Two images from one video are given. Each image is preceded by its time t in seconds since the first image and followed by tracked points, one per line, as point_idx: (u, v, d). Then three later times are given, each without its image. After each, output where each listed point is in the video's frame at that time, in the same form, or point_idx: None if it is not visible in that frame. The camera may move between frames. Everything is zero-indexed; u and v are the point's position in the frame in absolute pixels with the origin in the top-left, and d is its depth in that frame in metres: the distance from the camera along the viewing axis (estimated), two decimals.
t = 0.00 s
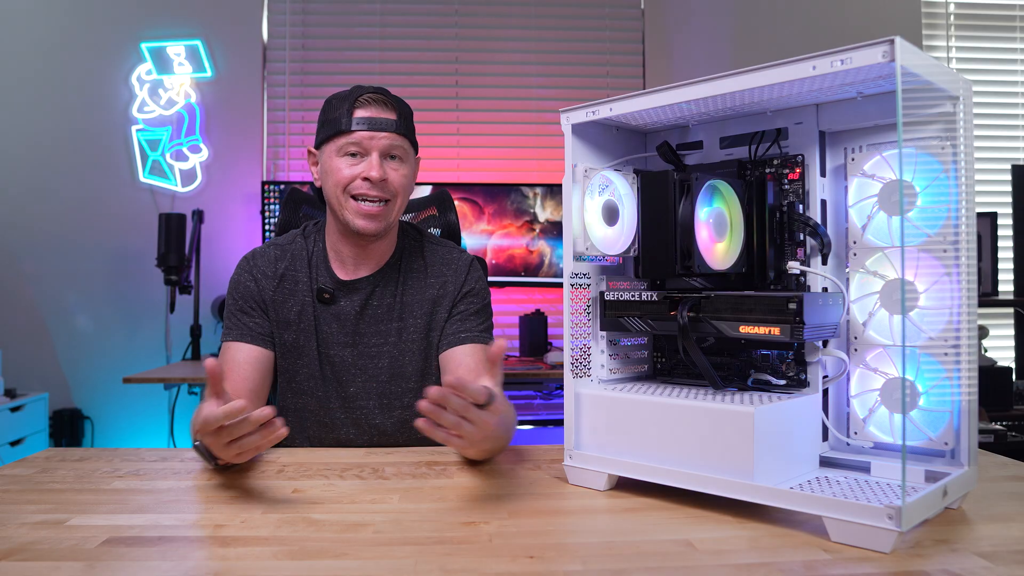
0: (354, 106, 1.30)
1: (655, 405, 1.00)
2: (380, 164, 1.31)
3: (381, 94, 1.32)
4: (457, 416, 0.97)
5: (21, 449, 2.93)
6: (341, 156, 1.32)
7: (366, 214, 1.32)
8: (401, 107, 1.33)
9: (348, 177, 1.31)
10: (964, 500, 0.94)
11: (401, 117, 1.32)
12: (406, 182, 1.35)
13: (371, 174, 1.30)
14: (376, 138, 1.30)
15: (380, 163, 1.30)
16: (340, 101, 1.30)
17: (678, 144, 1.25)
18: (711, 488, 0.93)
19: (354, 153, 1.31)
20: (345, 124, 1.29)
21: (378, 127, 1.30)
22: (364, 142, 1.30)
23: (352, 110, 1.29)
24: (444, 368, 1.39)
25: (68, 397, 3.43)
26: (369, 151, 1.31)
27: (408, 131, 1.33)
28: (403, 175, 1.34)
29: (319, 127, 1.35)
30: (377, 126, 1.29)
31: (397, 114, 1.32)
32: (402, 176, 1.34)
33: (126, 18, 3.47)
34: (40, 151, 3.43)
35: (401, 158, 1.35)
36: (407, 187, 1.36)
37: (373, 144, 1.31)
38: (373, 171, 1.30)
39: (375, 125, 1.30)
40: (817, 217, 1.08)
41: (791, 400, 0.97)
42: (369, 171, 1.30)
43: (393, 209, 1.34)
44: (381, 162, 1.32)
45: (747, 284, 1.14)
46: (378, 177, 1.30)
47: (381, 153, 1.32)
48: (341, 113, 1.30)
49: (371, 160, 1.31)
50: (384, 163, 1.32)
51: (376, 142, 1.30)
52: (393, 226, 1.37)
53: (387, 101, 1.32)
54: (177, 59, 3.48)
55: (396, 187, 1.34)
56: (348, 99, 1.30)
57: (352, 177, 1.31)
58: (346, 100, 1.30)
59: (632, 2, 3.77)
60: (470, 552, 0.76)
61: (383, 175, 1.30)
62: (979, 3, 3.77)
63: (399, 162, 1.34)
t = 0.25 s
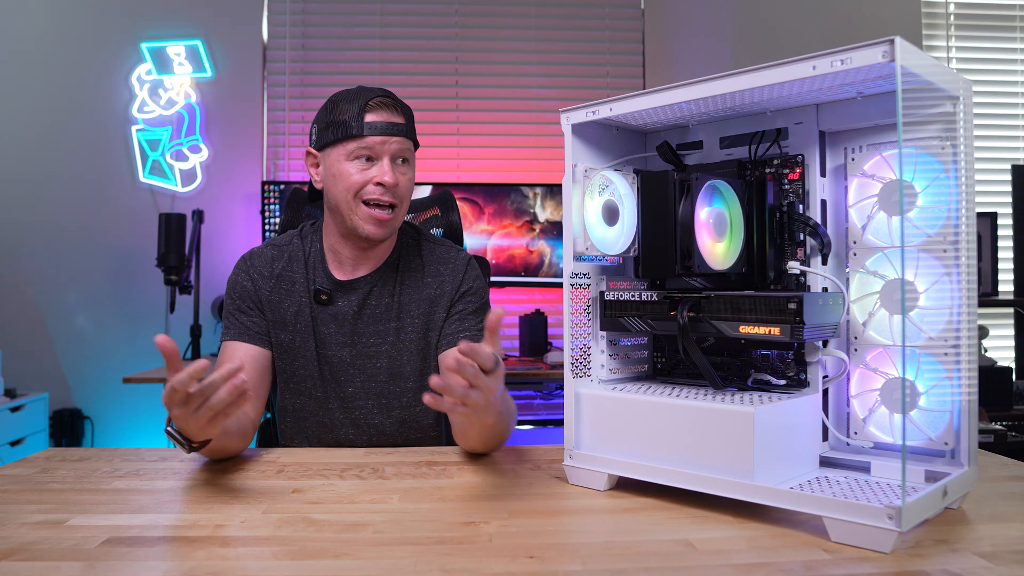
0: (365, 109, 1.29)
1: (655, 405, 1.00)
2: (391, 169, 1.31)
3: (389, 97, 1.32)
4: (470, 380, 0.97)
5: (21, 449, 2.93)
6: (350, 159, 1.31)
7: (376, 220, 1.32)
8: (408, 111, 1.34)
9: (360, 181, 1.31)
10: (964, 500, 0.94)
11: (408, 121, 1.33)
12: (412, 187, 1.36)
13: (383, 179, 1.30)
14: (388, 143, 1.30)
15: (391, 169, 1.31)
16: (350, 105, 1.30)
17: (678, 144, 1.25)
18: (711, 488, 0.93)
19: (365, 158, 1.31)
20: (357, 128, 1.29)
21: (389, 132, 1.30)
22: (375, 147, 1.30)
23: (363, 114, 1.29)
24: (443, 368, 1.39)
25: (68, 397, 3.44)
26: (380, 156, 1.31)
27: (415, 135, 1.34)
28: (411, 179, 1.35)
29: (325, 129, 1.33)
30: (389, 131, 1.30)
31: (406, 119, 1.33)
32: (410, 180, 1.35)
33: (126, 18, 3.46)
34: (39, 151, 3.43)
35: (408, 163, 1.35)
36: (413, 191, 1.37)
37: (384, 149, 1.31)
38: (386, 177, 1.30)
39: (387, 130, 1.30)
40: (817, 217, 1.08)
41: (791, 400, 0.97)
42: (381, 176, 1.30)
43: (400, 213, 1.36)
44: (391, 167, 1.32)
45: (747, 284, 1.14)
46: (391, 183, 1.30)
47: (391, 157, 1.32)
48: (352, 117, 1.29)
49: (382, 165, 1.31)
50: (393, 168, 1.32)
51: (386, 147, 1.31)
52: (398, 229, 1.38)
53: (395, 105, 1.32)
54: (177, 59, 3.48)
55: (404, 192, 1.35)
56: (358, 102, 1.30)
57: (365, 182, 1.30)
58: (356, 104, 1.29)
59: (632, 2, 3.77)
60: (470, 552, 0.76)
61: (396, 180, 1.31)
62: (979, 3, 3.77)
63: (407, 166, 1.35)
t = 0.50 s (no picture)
0: (349, 110, 1.27)
1: (655, 405, 1.00)
2: (379, 169, 1.30)
3: (373, 96, 1.30)
4: (465, 403, 0.92)
5: (21, 449, 2.93)
6: (338, 162, 1.29)
7: (368, 223, 1.30)
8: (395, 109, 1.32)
9: (349, 184, 1.29)
10: (965, 500, 0.94)
11: (395, 119, 1.31)
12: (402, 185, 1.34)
13: (372, 180, 1.28)
14: (375, 143, 1.28)
15: (380, 169, 1.29)
16: (335, 107, 1.27)
17: (678, 144, 1.25)
18: (711, 488, 0.93)
19: (352, 160, 1.29)
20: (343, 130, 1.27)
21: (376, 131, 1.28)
22: (362, 148, 1.28)
23: (347, 115, 1.27)
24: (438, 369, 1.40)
25: (68, 397, 3.44)
26: (367, 157, 1.29)
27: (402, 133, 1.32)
28: (400, 177, 1.34)
29: (311, 132, 1.31)
30: (376, 132, 1.27)
31: (392, 117, 1.30)
32: (399, 179, 1.33)
33: (126, 18, 3.47)
34: (39, 150, 3.43)
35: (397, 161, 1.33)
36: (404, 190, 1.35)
37: (371, 150, 1.29)
38: (376, 177, 1.28)
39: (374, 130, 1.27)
40: (818, 216, 1.08)
41: (791, 400, 0.97)
42: (370, 177, 1.28)
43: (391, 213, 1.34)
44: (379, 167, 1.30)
45: (747, 284, 1.14)
46: (382, 183, 1.28)
47: (379, 157, 1.30)
48: (337, 119, 1.27)
49: (370, 166, 1.29)
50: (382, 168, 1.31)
51: (373, 148, 1.29)
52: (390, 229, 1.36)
53: (380, 104, 1.30)
54: (177, 59, 3.48)
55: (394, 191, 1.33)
56: (342, 102, 1.27)
57: (354, 184, 1.29)
58: (340, 106, 1.27)
59: (632, 2, 3.77)
60: (470, 552, 0.76)
61: (385, 180, 1.29)
62: (979, 3, 3.77)
63: (396, 165, 1.33)
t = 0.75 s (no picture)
0: (312, 112, 1.25)
1: (655, 405, 1.00)
2: (342, 172, 1.28)
3: (341, 96, 1.27)
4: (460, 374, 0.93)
5: (21, 449, 2.93)
6: (303, 166, 1.28)
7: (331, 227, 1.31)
8: (365, 109, 1.28)
9: (311, 189, 1.28)
10: (964, 500, 0.94)
11: (363, 120, 1.28)
12: (371, 186, 1.32)
13: (332, 185, 1.27)
14: (336, 145, 1.26)
15: (341, 172, 1.27)
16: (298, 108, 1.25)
17: (678, 144, 1.25)
18: (710, 488, 0.93)
19: (317, 163, 1.28)
20: (303, 132, 1.25)
21: (338, 134, 1.26)
22: (324, 151, 1.27)
23: (309, 118, 1.25)
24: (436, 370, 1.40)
25: (68, 397, 3.44)
26: (330, 160, 1.27)
27: (371, 135, 1.28)
28: (369, 179, 1.31)
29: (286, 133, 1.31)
30: (336, 134, 1.26)
31: (358, 116, 1.27)
32: (367, 181, 1.31)
33: (126, 18, 3.47)
34: (39, 150, 3.43)
35: (367, 161, 1.31)
36: (374, 191, 1.33)
37: (334, 152, 1.27)
38: (333, 181, 1.27)
39: (334, 132, 1.26)
40: (817, 216, 1.08)
41: (791, 400, 0.97)
42: (329, 181, 1.27)
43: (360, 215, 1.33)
44: (344, 169, 1.28)
45: (746, 284, 1.14)
46: (339, 187, 1.27)
47: (343, 159, 1.28)
48: (300, 121, 1.25)
49: (332, 169, 1.27)
50: (347, 170, 1.29)
51: (336, 150, 1.27)
52: (362, 231, 1.35)
53: (347, 105, 1.27)
54: (177, 59, 3.48)
55: (360, 194, 1.31)
56: (307, 104, 1.25)
57: (314, 187, 1.28)
58: (304, 108, 1.25)
59: (632, 2, 3.77)
60: (470, 552, 0.76)
61: (344, 183, 1.27)
62: (979, 3, 3.77)
63: (364, 167, 1.30)
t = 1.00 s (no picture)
0: (307, 115, 1.24)
1: (655, 405, 1.00)
2: (338, 175, 1.26)
3: (336, 99, 1.26)
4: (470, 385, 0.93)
5: (21, 449, 2.93)
6: (299, 169, 1.27)
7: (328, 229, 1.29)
8: (360, 111, 1.27)
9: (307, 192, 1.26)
10: (965, 500, 0.94)
11: (358, 122, 1.26)
12: (367, 189, 1.30)
13: (327, 189, 1.25)
14: (331, 149, 1.25)
15: (337, 175, 1.25)
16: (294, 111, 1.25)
17: (678, 144, 1.25)
18: (711, 488, 0.93)
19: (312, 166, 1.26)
20: (298, 136, 1.24)
21: (333, 137, 1.24)
22: (319, 154, 1.25)
23: (304, 121, 1.24)
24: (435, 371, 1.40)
25: (68, 397, 3.44)
26: (326, 163, 1.26)
27: (367, 136, 1.27)
28: (365, 182, 1.29)
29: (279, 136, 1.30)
30: (331, 137, 1.24)
31: (353, 119, 1.26)
32: (363, 183, 1.29)
33: (126, 18, 3.47)
34: (39, 151, 3.43)
35: (363, 164, 1.29)
36: (370, 193, 1.31)
37: (329, 156, 1.25)
38: (329, 184, 1.25)
39: (329, 135, 1.24)
40: (817, 217, 1.08)
41: (790, 400, 0.97)
42: (325, 184, 1.25)
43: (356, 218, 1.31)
44: (339, 172, 1.27)
45: (746, 284, 1.14)
46: (335, 190, 1.25)
47: (339, 163, 1.26)
48: (295, 124, 1.24)
49: (327, 172, 1.26)
50: (343, 173, 1.27)
51: (331, 153, 1.25)
52: (358, 232, 1.34)
53: (341, 107, 1.26)
54: (177, 59, 3.48)
55: (356, 197, 1.29)
56: (302, 107, 1.25)
57: (310, 191, 1.26)
58: (298, 113, 1.24)
59: (632, 2, 3.77)
60: (470, 552, 0.76)
61: (340, 187, 1.26)
62: (979, 4, 3.77)
63: (361, 169, 1.28)
